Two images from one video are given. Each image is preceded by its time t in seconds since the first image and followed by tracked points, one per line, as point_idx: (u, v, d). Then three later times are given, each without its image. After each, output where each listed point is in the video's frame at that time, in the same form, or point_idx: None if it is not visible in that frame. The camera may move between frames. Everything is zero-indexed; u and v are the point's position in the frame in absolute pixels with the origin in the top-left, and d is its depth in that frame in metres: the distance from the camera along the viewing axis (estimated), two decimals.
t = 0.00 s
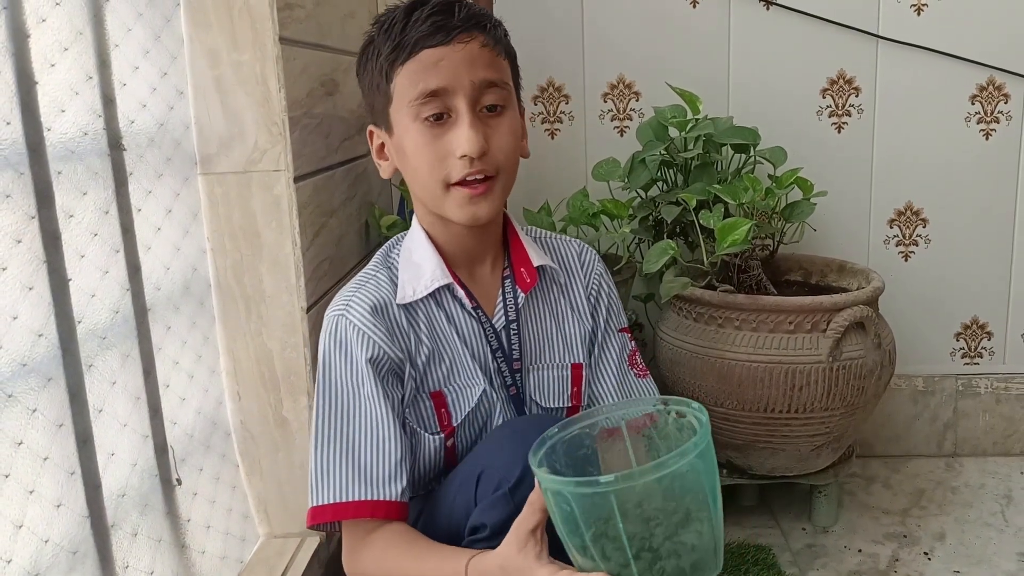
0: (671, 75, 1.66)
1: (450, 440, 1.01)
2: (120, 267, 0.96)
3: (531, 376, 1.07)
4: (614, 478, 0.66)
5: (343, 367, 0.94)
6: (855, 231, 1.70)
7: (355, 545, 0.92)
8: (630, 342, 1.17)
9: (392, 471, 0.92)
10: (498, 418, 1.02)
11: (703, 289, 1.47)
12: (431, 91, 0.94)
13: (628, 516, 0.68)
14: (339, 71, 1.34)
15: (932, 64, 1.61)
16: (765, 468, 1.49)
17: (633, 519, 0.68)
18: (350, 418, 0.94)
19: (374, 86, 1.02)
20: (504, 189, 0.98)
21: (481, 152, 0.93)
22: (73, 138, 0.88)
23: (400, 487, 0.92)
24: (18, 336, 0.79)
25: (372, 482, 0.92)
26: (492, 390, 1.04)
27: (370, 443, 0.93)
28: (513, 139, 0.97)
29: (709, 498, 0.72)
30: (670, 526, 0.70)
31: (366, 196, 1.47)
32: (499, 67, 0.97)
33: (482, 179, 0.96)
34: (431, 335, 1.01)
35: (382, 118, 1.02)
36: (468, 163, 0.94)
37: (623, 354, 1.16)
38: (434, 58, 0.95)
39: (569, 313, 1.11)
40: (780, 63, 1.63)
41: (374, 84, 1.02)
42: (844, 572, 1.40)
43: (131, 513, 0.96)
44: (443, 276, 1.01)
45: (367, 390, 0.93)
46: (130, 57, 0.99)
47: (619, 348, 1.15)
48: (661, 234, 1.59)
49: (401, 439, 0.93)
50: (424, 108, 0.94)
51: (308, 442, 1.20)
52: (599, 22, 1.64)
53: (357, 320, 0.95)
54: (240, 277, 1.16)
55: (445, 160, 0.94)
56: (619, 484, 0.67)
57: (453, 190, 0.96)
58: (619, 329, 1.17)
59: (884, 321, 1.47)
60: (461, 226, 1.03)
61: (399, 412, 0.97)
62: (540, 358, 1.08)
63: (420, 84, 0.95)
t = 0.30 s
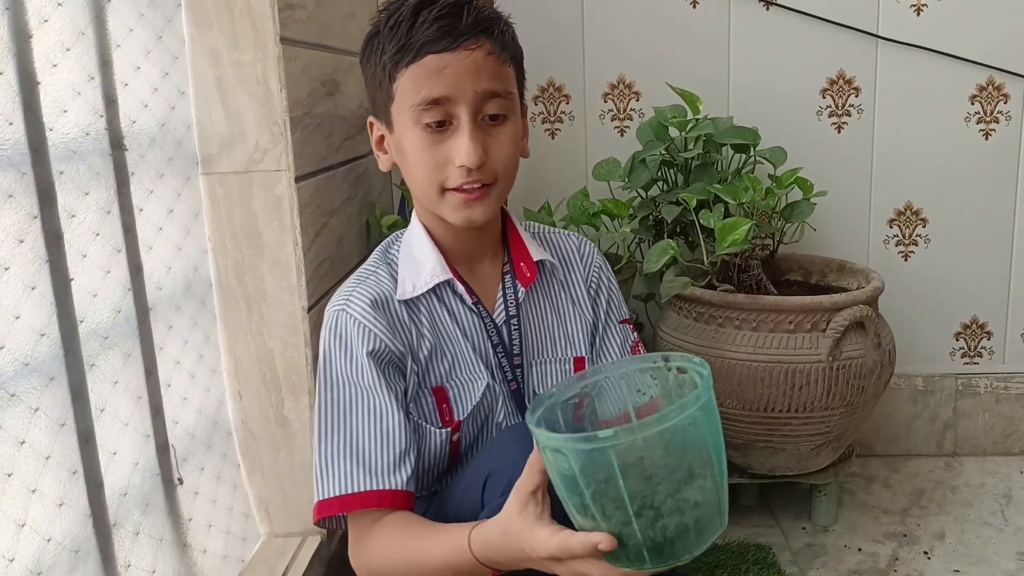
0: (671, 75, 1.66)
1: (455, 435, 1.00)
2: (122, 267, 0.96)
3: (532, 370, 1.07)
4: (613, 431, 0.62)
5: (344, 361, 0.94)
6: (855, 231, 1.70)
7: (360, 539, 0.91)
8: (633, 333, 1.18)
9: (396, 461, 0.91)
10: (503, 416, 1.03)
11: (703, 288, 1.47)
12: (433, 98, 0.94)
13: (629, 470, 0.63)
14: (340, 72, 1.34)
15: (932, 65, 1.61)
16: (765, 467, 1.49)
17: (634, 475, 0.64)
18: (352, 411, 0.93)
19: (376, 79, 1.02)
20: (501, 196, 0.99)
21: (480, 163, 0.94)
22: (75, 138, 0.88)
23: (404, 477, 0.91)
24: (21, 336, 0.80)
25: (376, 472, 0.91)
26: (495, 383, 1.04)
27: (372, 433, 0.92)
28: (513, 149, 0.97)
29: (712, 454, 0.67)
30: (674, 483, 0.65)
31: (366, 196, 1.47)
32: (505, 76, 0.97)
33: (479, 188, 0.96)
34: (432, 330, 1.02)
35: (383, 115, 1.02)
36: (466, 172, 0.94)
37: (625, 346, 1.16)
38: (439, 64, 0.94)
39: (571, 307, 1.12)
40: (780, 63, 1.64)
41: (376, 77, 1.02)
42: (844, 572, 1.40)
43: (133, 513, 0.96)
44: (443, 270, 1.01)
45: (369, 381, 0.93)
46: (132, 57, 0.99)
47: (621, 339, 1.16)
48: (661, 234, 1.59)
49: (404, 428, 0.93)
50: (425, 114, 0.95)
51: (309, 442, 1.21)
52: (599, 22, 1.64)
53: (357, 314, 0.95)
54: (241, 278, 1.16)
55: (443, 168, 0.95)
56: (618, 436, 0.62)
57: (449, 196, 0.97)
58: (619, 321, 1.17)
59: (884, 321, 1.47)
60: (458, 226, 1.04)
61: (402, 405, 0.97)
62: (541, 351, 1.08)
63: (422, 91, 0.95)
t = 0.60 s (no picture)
0: (673, 74, 1.66)
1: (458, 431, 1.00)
2: (123, 265, 0.96)
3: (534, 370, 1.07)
4: (596, 401, 0.59)
5: (344, 352, 0.94)
6: (856, 232, 1.70)
7: (355, 531, 0.89)
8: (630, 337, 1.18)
9: (398, 451, 0.90)
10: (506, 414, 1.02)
11: (704, 288, 1.47)
12: (438, 95, 0.94)
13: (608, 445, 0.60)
14: (342, 70, 1.34)
15: (933, 65, 1.61)
16: (765, 467, 1.49)
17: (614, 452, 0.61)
18: (352, 403, 0.92)
19: (383, 76, 1.02)
20: (505, 195, 0.98)
21: (484, 161, 0.93)
22: (77, 136, 0.88)
23: (405, 467, 0.90)
24: (23, 333, 0.79)
25: (377, 462, 0.90)
26: (498, 381, 1.03)
27: (373, 423, 0.91)
28: (518, 146, 0.97)
29: (703, 444, 0.64)
30: (658, 467, 0.62)
31: (368, 195, 1.47)
32: (510, 74, 0.96)
33: (483, 185, 0.96)
34: (435, 325, 1.02)
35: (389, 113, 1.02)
36: (471, 171, 0.94)
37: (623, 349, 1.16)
38: (444, 62, 0.94)
39: (573, 308, 1.12)
40: (782, 63, 1.64)
41: (383, 74, 1.02)
42: (844, 572, 1.40)
43: (134, 511, 0.96)
44: (446, 267, 1.01)
45: (370, 371, 0.92)
46: (134, 55, 0.99)
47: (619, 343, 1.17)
48: (663, 234, 1.59)
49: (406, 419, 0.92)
50: (431, 112, 0.94)
51: (310, 441, 1.21)
52: (601, 22, 1.64)
53: (359, 307, 0.95)
54: (243, 276, 1.16)
55: (448, 165, 0.95)
56: (602, 408, 0.59)
57: (454, 196, 0.96)
58: (619, 323, 1.18)
59: (885, 322, 1.47)
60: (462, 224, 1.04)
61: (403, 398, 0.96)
62: (543, 351, 1.08)
63: (428, 88, 0.94)
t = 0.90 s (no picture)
0: (677, 76, 1.66)
1: (460, 436, 1.00)
2: (128, 265, 0.96)
3: (537, 374, 1.07)
4: (596, 448, 0.59)
5: (346, 357, 0.94)
6: (859, 234, 1.70)
7: (351, 541, 0.90)
8: (635, 339, 1.19)
9: (397, 459, 0.91)
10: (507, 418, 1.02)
11: (708, 290, 1.47)
12: (439, 86, 0.95)
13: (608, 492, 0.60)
14: (346, 71, 1.34)
15: (937, 69, 1.61)
16: (768, 470, 1.49)
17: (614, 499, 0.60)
18: (352, 409, 0.93)
19: (389, 77, 1.03)
20: (507, 192, 0.98)
21: (484, 153, 0.93)
22: (82, 135, 0.88)
23: (404, 475, 0.90)
24: (28, 333, 0.79)
25: (376, 469, 0.90)
26: (501, 386, 1.03)
27: (373, 429, 0.91)
28: (520, 143, 0.97)
29: (704, 488, 0.64)
30: (660, 515, 0.61)
31: (371, 196, 1.47)
32: (512, 69, 0.97)
33: (484, 180, 0.95)
34: (439, 330, 1.02)
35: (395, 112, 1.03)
36: (471, 162, 0.94)
37: (626, 351, 1.17)
38: (446, 55, 0.95)
39: (577, 312, 1.12)
40: (785, 65, 1.64)
41: (389, 75, 1.03)
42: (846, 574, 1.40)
43: (137, 511, 0.96)
44: (451, 271, 1.02)
45: (372, 377, 0.92)
46: (140, 55, 0.99)
47: (623, 345, 1.17)
48: (666, 236, 1.59)
49: (406, 427, 0.92)
50: (432, 104, 0.95)
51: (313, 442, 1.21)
52: (605, 23, 1.64)
53: (363, 311, 0.95)
54: (247, 276, 1.16)
55: (447, 158, 0.95)
56: (601, 455, 0.59)
57: (455, 188, 0.96)
58: (624, 326, 1.18)
59: (888, 324, 1.47)
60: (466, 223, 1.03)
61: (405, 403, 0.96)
62: (547, 355, 1.08)
63: (430, 81, 0.95)
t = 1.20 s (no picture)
0: (680, 75, 1.66)
1: (449, 432, 1.01)
2: (129, 259, 0.96)
3: (535, 372, 1.07)
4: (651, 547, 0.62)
5: (339, 356, 0.95)
6: (861, 235, 1.70)
7: (334, 551, 0.92)
8: (643, 341, 1.17)
9: (380, 464, 0.92)
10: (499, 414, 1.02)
11: (709, 289, 1.47)
12: (451, 72, 0.95)
13: None
14: (349, 67, 1.34)
15: (940, 68, 1.61)
16: (769, 469, 1.49)
17: None
18: (341, 408, 0.94)
19: (397, 68, 1.04)
20: (515, 182, 0.98)
21: (493, 138, 0.94)
22: (85, 129, 0.88)
23: (385, 482, 0.93)
24: (30, 326, 0.79)
25: (357, 474, 0.92)
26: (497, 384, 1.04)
27: (358, 433, 0.93)
28: (529, 133, 0.97)
29: None
30: None
31: (372, 192, 1.47)
32: (522, 60, 0.98)
33: (492, 166, 0.95)
34: (434, 327, 1.01)
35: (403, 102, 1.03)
36: (480, 147, 0.94)
37: (636, 351, 1.16)
38: (458, 42, 0.96)
39: (578, 311, 1.11)
40: (789, 64, 1.63)
41: (398, 66, 1.03)
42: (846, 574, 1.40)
43: (138, 506, 0.95)
44: (451, 267, 1.01)
45: (363, 378, 0.94)
46: (143, 49, 0.99)
47: (632, 347, 1.16)
48: (668, 234, 1.59)
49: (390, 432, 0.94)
50: (442, 89, 0.96)
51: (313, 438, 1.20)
52: (608, 21, 1.64)
53: (361, 309, 0.95)
54: (248, 271, 1.16)
55: (456, 142, 0.95)
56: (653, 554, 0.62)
57: (463, 174, 0.95)
58: (631, 327, 1.16)
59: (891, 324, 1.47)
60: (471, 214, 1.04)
61: (395, 403, 0.98)
62: (546, 354, 1.08)
63: (441, 67, 0.96)
